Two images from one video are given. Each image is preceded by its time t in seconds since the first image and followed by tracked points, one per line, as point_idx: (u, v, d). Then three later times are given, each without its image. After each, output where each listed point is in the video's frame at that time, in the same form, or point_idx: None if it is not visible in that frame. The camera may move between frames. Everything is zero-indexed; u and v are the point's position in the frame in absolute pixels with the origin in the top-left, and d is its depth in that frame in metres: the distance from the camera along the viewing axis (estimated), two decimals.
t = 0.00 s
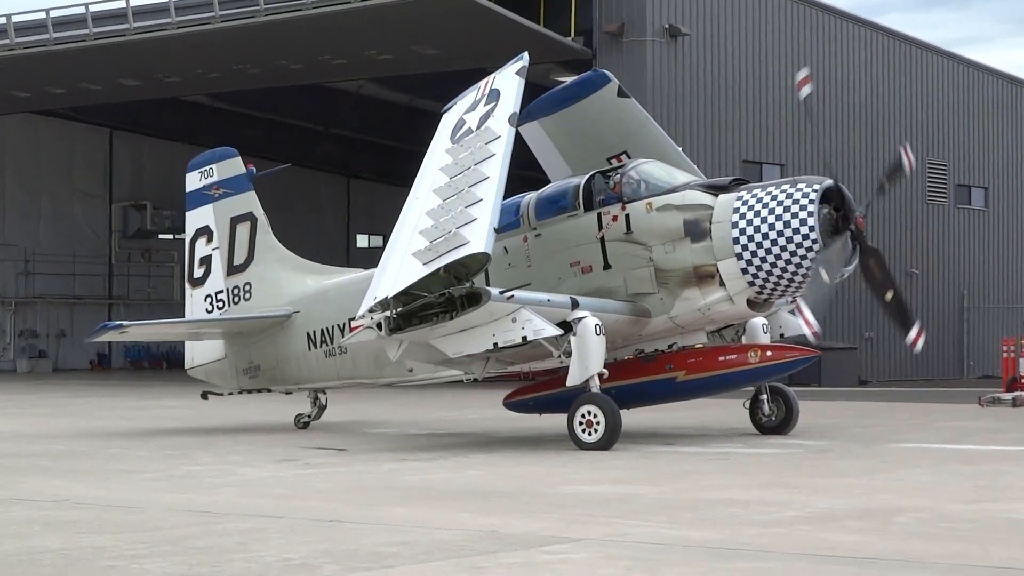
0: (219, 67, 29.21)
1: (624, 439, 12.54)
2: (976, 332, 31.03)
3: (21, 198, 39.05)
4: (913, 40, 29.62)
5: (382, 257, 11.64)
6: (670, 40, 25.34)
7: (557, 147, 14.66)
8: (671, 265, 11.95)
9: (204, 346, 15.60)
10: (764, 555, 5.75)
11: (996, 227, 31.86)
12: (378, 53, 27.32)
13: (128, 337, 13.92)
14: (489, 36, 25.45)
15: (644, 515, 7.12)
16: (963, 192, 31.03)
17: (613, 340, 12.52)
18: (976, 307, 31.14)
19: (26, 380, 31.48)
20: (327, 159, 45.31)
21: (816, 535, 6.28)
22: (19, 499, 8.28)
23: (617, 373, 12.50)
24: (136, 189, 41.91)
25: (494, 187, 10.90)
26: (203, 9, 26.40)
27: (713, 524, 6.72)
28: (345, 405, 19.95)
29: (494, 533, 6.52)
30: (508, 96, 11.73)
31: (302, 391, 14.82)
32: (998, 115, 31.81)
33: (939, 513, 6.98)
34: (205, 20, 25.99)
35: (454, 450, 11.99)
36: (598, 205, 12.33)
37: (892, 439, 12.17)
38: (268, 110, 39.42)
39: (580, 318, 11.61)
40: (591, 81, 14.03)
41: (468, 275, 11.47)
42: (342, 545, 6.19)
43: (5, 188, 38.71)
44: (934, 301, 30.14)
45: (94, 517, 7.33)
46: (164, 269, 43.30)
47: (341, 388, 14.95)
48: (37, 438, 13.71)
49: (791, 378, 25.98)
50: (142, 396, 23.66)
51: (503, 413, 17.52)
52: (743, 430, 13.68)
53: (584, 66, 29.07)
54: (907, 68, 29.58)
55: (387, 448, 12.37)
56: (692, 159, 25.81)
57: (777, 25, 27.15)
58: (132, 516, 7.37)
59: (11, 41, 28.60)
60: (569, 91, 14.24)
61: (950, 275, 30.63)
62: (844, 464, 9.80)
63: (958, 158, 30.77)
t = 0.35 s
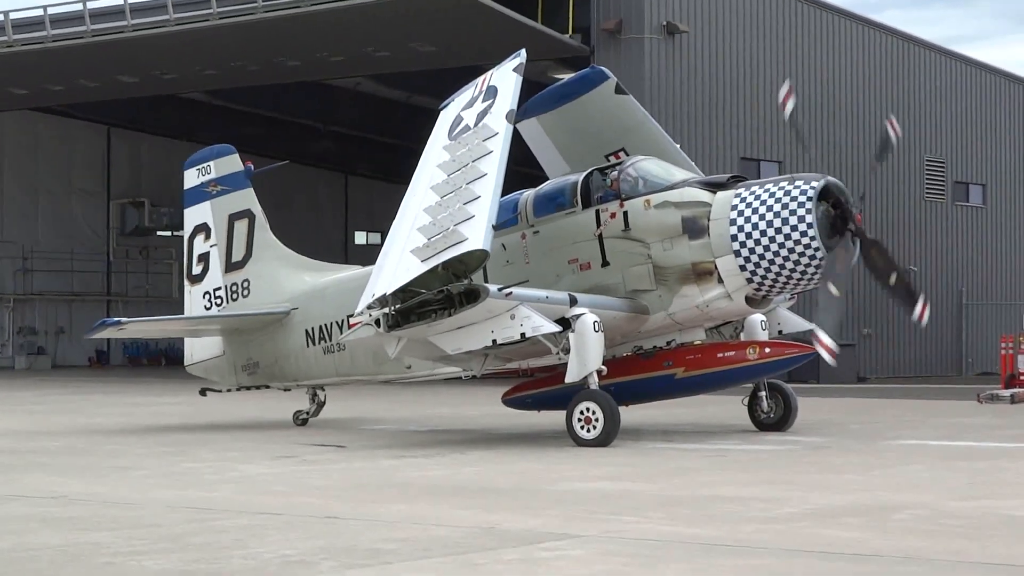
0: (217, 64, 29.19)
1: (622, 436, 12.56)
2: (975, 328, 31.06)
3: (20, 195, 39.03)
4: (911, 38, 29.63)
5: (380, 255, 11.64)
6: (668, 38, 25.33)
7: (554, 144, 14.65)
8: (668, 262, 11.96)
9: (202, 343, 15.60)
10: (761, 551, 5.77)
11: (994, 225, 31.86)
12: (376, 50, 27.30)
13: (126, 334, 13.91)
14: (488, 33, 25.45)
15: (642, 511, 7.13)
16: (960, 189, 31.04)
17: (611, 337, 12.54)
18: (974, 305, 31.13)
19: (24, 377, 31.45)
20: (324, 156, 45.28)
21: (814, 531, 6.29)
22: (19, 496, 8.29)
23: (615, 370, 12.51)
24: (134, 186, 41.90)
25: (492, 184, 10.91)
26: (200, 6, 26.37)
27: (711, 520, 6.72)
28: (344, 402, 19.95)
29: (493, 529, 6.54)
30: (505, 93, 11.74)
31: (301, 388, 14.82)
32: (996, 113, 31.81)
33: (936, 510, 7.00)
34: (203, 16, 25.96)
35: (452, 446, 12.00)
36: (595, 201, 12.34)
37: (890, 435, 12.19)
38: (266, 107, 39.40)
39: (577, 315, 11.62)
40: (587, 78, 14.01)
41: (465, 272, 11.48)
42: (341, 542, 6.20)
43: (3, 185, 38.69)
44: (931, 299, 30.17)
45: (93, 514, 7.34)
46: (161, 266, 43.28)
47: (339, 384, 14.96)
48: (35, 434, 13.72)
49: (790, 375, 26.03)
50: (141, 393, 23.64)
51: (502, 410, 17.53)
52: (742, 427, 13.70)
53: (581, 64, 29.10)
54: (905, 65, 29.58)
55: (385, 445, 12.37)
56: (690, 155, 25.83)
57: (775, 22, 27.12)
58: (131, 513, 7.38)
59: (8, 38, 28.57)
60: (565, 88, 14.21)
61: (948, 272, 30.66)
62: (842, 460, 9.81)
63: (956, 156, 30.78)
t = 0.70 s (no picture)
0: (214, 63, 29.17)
1: (620, 434, 12.55)
2: (973, 325, 31.07)
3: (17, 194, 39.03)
4: (909, 35, 29.66)
5: (378, 253, 11.63)
6: (666, 36, 25.34)
7: (551, 141, 14.64)
8: (666, 260, 11.96)
9: (200, 342, 15.59)
10: (761, 548, 5.76)
11: (992, 221, 31.87)
12: (373, 48, 27.29)
13: (123, 333, 13.90)
14: (486, 31, 25.45)
15: (641, 509, 7.14)
16: (958, 186, 31.05)
17: (609, 335, 12.54)
18: (972, 302, 31.14)
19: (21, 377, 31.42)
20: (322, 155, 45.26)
21: (812, 529, 6.29)
22: (16, 495, 8.28)
23: (614, 367, 12.49)
24: (131, 185, 41.88)
25: (490, 183, 10.90)
26: (198, 4, 26.35)
27: (710, 518, 6.72)
28: (342, 400, 19.94)
29: (491, 527, 6.54)
30: (502, 91, 11.73)
31: (299, 386, 14.82)
32: (993, 110, 31.83)
33: (935, 507, 7.00)
34: (200, 15, 25.95)
35: (450, 445, 11.99)
36: (593, 200, 12.34)
37: (889, 432, 12.19)
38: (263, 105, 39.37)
39: (576, 313, 11.61)
40: (585, 76, 14.00)
41: (463, 271, 11.48)
42: (340, 540, 6.20)
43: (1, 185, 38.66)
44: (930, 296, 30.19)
45: (90, 513, 7.33)
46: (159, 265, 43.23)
47: (337, 383, 14.95)
48: (33, 433, 13.72)
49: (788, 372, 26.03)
50: (140, 392, 23.65)
51: (500, 408, 17.52)
52: (739, 425, 13.70)
53: (580, 62, 29.12)
54: (904, 63, 29.59)
55: (384, 443, 12.37)
56: (688, 153, 25.85)
57: (772, 19, 27.12)
58: (129, 512, 7.37)
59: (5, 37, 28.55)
60: (562, 86, 14.20)
61: (947, 270, 30.67)
62: (840, 458, 9.80)
63: (954, 153, 30.80)
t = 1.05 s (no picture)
0: (212, 62, 29.15)
1: (620, 432, 12.55)
2: (972, 321, 31.08)
3: (14, 193, 38.99)
4: (905, 31, 29.63)
5: (376, 251, 11.62)
6: (663, 33, 25.34)
7: (549, 139, 14.62)
8: (664, 257, 11.96)
9: (198, 341, 15.58)
10: (760, 546, 5.76)
11: (989, 217, 31.89)
12: (371, 47, 27.26)
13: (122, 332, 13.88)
14: (484, 29, 25.41)
15: (640, 507, 7.14)
16: (955, 182, 31.04)
17: (608, 332, 12.53)
18: (970, 298, 31.17)
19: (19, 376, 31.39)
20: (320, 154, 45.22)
21: (812, 526, 6.29)
22: (15, 495, 8.26)
23: (612, 365, 12.50)
24: (129, 184, 41.84)
25: (488, 180, 10.89)
26: (195, 3, 26.32)
27: (710, 515, 6.72)
28: (340, 399, 19.95)
29: (491, 525, 6.54)
30: (501, 88, 11.72)
31: (297, 385, 14.81)
32: (991, 106, 31.85)
33: (935, 504, 7.00)
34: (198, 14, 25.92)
35: (450, 443, 11.98)
36: (591, 197, 12.34)
37: (888, 429, 12.20)
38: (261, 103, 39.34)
39: (574, 311, 11.61)
40: (583, 74, 13.98)
41: (462, 269, 11.49)
42: (339, 538, 6.20)
43: None
44: (929, 293, 30.23)
45: (90, 512, 7.32)
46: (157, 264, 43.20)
47: (336, 381, 14.94)
48: (31, 433, 13.71)
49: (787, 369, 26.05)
50: (139, 391, 23.64)
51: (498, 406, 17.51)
52: (739, 422, 13.70)
53: (577, 59, 29.12)
54: (902, 59, 29.63)
55: (383, 441, 12.37)
56: (686, 150, 25.86)
57: (770, 17, 27.12)
58: (128, 511, 7.36)
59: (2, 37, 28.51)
60: (560, 84, 14.19)
61: (945, 266, 30.71)
62: (840, 454, 9.81)
63: (951, 149, 30.80)
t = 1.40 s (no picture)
0: (210, 63, 29.15)
1: (618, 433, 12.55)
2: (970, 323, 31.07)
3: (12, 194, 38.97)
4: (902, 31, 29.61)
5: (374, 252, 11.61)
6: (661, 34, 25.35)
7: (548, 140, 14.62)
8: (662, 258, 11.96)
9: (197, 342, 15.57)
10: (759, 546, 5.77)
11: (986, 218, 31.89)
12: (369, 47, 27.26)
13: (120, 333, 13.87)
14: (482, 30, 25.38)
15: (638, 507, 7.16)
16: (953, 183, 31.05)
17: (606, 334, 12.53)
18: (968, 299, 31.18)
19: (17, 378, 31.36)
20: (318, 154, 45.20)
21: (810, 526, 6.30)
22: (14, 496, 8.26)
23: (610, 366, 12.51)
24: (127, 185, 41.82)
25: (486, 181, 10.89)
26: (193, 4, 26.35)
27: (708, 516, 6.73)
28: (338, 399, 19.97)
29: (489, 526, 6.54)
30: (498, 90, 11.73)
31: (295, 385, 14.80)
32: (988, 106, 31.86)
33: (934, 505, 7.01)
34: (195, 15, 25.92)
35: (448, 443, 11.98)
36: (589, 198, 12.35)
37: (886, 430, 12.21)
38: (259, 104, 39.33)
39: (572, 312, 11.61)
40: (581, 74, 14.00)
41: (460, 269, 11.49)
42: (337, 540, 6.20)
43: None
44: (928, 294, 30.28)
45: (88, 513, 7.32)
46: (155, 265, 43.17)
47: (334, 382, 14.93)
48: (30, 433, 13.72)
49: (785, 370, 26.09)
50: (137, 392, 23.63)
51: (497, 407, 17.51)
52: (738, 422, 13.71)
53: (575, 60, 29.14)
54: (899, 60, 29.64)
55: (381, 442, 12.37)
56: (684, 149, 25.88)
57: (768, 18, 27.13)
58: (127, 512, 7.36)
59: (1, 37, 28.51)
60: (558, 84, 14.20)
61: (944, 267, 30.74)
62: (838, 455, 9.82)
63: (948, 150, 30.79)
